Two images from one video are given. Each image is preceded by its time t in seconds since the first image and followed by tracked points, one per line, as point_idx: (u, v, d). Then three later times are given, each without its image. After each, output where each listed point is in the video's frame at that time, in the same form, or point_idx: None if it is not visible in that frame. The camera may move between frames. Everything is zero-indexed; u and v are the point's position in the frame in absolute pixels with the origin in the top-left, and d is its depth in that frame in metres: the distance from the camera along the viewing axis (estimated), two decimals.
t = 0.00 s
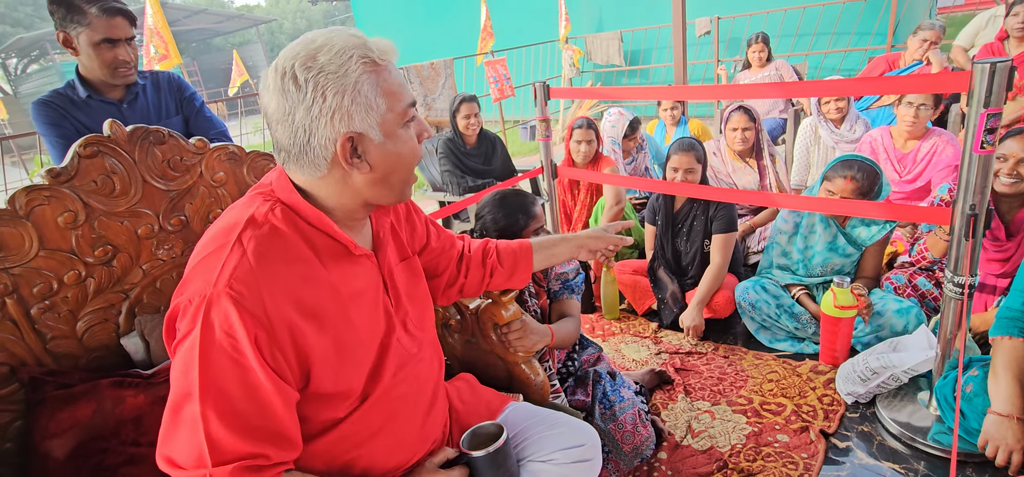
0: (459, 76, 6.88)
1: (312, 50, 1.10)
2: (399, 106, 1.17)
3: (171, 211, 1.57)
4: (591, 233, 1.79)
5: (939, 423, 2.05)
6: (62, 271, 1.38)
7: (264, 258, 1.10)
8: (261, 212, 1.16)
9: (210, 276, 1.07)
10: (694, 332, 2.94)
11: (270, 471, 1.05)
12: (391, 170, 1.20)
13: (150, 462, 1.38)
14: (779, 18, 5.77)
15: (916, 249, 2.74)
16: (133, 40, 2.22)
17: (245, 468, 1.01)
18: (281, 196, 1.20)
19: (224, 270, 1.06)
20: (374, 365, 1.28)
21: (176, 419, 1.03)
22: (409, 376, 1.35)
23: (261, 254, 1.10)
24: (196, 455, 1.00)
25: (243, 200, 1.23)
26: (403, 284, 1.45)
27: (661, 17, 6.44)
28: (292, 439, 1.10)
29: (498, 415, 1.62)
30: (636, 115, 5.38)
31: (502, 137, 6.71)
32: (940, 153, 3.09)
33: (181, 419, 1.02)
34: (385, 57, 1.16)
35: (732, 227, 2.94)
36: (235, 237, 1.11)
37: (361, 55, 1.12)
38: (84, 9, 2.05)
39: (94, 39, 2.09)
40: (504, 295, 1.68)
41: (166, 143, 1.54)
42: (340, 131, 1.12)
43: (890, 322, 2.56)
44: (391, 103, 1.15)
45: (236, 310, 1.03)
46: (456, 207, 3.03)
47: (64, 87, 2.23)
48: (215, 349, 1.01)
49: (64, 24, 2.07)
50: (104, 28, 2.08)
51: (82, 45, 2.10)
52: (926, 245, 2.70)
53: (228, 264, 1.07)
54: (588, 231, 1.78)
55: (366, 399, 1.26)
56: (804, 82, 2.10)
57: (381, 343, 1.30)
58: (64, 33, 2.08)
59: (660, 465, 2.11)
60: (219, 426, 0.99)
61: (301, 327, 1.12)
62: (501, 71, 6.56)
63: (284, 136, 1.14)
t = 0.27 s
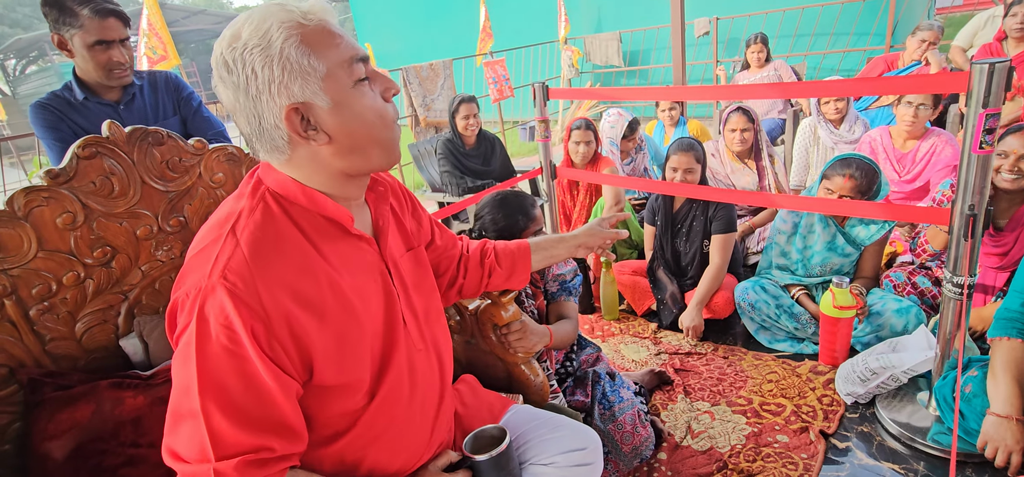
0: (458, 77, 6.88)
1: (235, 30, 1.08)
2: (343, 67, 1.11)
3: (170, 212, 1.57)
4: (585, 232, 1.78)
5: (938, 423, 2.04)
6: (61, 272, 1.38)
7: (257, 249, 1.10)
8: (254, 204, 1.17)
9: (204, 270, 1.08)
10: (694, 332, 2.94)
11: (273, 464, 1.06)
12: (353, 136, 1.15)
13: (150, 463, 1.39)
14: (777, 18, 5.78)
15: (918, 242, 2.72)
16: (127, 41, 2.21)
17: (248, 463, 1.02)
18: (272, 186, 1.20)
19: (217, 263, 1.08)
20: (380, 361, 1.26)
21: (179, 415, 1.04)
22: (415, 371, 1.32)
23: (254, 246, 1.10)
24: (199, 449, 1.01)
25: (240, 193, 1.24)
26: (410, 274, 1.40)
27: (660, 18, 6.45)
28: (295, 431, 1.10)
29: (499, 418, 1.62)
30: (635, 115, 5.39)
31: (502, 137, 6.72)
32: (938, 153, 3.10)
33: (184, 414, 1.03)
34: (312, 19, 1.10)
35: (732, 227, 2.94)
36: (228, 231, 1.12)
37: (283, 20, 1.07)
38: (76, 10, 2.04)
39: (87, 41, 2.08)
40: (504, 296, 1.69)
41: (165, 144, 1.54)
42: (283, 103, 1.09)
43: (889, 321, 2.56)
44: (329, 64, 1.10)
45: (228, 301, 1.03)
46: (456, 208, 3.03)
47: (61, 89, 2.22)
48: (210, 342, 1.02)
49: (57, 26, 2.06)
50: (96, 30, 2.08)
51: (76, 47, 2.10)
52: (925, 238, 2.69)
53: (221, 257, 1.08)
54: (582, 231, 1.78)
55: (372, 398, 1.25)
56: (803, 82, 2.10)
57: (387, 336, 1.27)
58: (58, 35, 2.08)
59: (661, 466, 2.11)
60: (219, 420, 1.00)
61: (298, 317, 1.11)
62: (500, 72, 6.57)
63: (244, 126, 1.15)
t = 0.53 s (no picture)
0: (456, 78, 6.88)
1: (227, 27, 1.07)
2: (337, 65, 1.11)
3: (167, 214, 1.57)
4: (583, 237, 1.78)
5: (935, 423, 2.04)
6: (57, 275, 1.37)
7: (255, 248, 1.10)
8: (252, 203, 1.16)
9: (202, 270, 1.08)
10: (692, 334, 2.93)
11: (272, 466, 1.06)
12: (346, 135, 1.15)
13: (146, 465, 1.41)
14: (775, 19, 5.78)
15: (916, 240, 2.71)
16: (125, 42, 2.20)
17: (247, 464, 1.02)
18: (269, 185, 1.20)
19: (215, 264, 1.07)
20: (379, 362, 1.26)
21: (177, 418, 1.04)
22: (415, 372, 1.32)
23: (251, 245, 1.09)
24: (197, 451, 1.01)
25: (237, 192, 1.23)
26: (409, 274, 1.40)
27: (658, 19, 6.46)
28: (293, 432, 1.10)
29: (497, 422, 1.62)
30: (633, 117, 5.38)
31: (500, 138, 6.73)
32: (936, 154, 3.09)
33: (182, 416, 1.03)
34: (305, 17, 1.09)
35: (730, 228, 2.95)
36: (225, 231, 1.12)
37: (275, 17, 1.06)
38: (72, 11, 2.03)
39: (83, 42, 2.08)
40: (501, 297, 1.68)
41: (162, 145, 1.53)
42: (277, 102, 1.09)
43: (887, 322, 2.56)
44: (322, 62, 1.09)
45: (225, 301, 1.03)
46: (454, 209, 3.03)
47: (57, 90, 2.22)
48: (207, 343, 1.02)
49: (54, 28, 2.06)
50: (92, 31, 2.07)
51: (73, 48, 2.09)
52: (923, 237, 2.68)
53: (219, 257, 1.08)
54: (580, 235, 1.78)
55: (371, 399, 1.25)
56: (800, 84, 2.11)
57: (386, 337, 1.26)
58: (54, 37, 2.08)
59: (658, 467, 2.12)
60: (217, 421, 1.00)
61: (296, 316, 1.10)
62: (498, 73, 6.58)
63: (238, 124, 1.15)
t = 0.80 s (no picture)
0: (453, 79, 6.88)
1: (283, 9, 1.10)
2: (372, 75, 1.17)
3: (164, 215, 1.56)
4: (558, 225, 1.75)
5: (932, 424, 2.06)
6: (53, 275, 1.37)
7: (235, 251, 1.10)
8: (231, 208, 1.16)
9: (183, 275, 1.08)
10: (689, 334, 2.94)
11: (267, 470, 1.06)
12: (360, 138, 1.18)
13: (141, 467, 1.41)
14: (772, 21, 5.79)
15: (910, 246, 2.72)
16: (124, 43, 2.20)
17: (242, 468, 1.02)
18: (252, 188, 1.19)
19: (195, 269, 1.07)
20: (373, 363, 1.26)
21: (166, 425, 1.04)
22: (410, 374, 1.32)
23: (231, 249, 1.09)
24: (189, 459, 1.01)
25: (217, 197, 1.23)
26: (401, 275, 1.41)
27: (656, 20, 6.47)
28: (286, 435, 1.10)
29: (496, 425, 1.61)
30: (631, 118, 5.39)
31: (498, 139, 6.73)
32: (932, 155, 3.10)
33: (171, 423, 1.03)
34: (357, 27, 1.17)
35: (727, 230, 2.96)
36: (205, 236, 1.12)
37: (333, 17, 1.13)
38: (71, 12, 2.03)
39: (83, 43, 2.07)
40: (499, 298, 1.68)
41: (159, 146, 1.53)
42: (308, 86, 1.10)
43: (883, 323, 2.56)
44: (361, 66, 1.15)
45: (208, 305, 1.03)
46: (451, 210, 3.02)
47: (54, 90, 2.21)
48: (191, 348, 1.02)
49: (52, 27, 2.06)
50: (92, 32, 2.06)
51: (72, 48, 2.09)
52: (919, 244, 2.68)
53: (198, 263, 1.08)
54: (557, 222, 1.75)
55: (366, 401, 1.25)
56: (797, 85, 2.11)
57: (378, 337, 1.26)
58: (53, 37, 2.07)
59: (655, 468, 2.11)
60: (206, 426, 1.00)
61: (279, 317, 1.11)
62: (496, 74, 6.58)
63: (249, 97, 1.11)
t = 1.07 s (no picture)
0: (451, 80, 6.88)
1: (317, 28, 1.10)
2: (391, 100, 1.19)
3: (157, 216, 1.56)
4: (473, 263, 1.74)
5: (927, 426, 2.06)
6: (45, 278, 1.36)
7: (232, 263, 1.07)
8: (225, 216, 1.13)
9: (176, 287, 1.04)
10: (685, 336, 2.94)
11: None
12: (376, 162, 1.19)
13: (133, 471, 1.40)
14: (770, 22, 5.80)
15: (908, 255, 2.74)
16: (120, 44, 2.19)
17: None
18: (247, 196, 1.16)
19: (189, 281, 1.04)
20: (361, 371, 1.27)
21: (152, 440, 1.01)
22: (396, 380, 1.34)
23: (228, 260, 1.07)
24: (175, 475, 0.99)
25: (208, 203, 1.19)
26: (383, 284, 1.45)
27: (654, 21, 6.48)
28: (275, 448, 1.09)
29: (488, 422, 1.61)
30: (629, 119, 5.39)
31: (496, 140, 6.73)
32: (928, 157, 3.11)
33: (158, 438, 1.00)
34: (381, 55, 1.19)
35: (723, 230, 2.94)
36: (199, 245, 1.08)
37: (365, 43, 1.14)
38: (68, 13, 2.02)
39: (79, 44, 2.06)
40: (494, 300, 1.64)
41: (152, 148, 1.52)
42: (338, 107, 1.09)
43: (879, 325, 2.57)
44: (385, 93, 1.17)
45: (204, 320, 1.00)
46: (448, 211, 3.01)
47: (49, 91, 2.21)
48: (184, 363, 0.99)
49: (48, 28, 2.05)
50: (88, 33, 2.06)
51: (67, 49, 2.08)
52: (916, 253, 2.71)
53: (194, 274, 1.04)
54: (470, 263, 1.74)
55: (354, 409, 1.25)
56: (793, 87, 2.11)
57: (366, 346, 1.27)
58: (48, 37, 2.07)
59: (651, 470, 2.11)
60: (197, 443, 0.98)
61: (275, 332, 1.09)
62: (494, 75, 6.55)
63: (271, 109, 1.08)
